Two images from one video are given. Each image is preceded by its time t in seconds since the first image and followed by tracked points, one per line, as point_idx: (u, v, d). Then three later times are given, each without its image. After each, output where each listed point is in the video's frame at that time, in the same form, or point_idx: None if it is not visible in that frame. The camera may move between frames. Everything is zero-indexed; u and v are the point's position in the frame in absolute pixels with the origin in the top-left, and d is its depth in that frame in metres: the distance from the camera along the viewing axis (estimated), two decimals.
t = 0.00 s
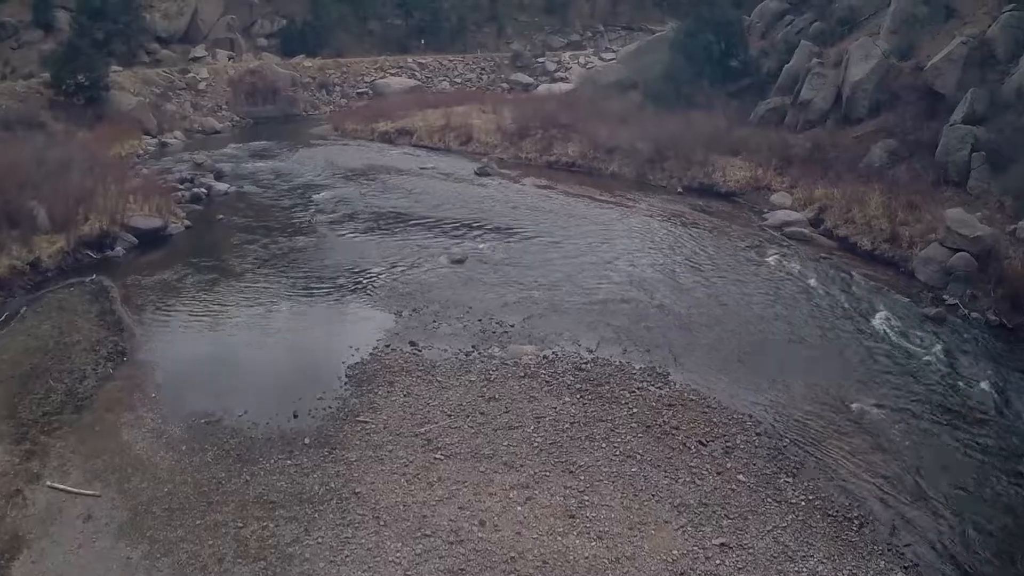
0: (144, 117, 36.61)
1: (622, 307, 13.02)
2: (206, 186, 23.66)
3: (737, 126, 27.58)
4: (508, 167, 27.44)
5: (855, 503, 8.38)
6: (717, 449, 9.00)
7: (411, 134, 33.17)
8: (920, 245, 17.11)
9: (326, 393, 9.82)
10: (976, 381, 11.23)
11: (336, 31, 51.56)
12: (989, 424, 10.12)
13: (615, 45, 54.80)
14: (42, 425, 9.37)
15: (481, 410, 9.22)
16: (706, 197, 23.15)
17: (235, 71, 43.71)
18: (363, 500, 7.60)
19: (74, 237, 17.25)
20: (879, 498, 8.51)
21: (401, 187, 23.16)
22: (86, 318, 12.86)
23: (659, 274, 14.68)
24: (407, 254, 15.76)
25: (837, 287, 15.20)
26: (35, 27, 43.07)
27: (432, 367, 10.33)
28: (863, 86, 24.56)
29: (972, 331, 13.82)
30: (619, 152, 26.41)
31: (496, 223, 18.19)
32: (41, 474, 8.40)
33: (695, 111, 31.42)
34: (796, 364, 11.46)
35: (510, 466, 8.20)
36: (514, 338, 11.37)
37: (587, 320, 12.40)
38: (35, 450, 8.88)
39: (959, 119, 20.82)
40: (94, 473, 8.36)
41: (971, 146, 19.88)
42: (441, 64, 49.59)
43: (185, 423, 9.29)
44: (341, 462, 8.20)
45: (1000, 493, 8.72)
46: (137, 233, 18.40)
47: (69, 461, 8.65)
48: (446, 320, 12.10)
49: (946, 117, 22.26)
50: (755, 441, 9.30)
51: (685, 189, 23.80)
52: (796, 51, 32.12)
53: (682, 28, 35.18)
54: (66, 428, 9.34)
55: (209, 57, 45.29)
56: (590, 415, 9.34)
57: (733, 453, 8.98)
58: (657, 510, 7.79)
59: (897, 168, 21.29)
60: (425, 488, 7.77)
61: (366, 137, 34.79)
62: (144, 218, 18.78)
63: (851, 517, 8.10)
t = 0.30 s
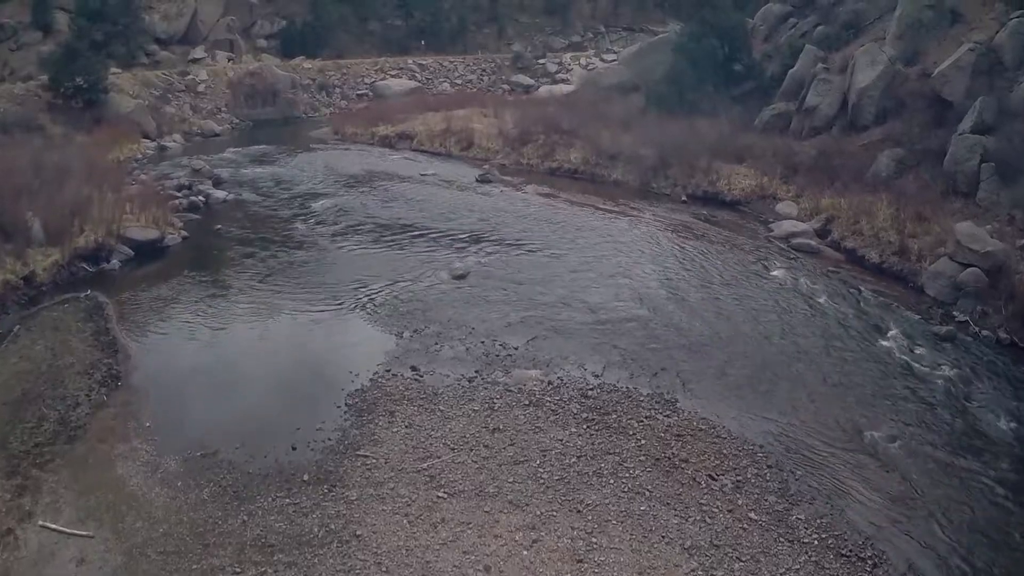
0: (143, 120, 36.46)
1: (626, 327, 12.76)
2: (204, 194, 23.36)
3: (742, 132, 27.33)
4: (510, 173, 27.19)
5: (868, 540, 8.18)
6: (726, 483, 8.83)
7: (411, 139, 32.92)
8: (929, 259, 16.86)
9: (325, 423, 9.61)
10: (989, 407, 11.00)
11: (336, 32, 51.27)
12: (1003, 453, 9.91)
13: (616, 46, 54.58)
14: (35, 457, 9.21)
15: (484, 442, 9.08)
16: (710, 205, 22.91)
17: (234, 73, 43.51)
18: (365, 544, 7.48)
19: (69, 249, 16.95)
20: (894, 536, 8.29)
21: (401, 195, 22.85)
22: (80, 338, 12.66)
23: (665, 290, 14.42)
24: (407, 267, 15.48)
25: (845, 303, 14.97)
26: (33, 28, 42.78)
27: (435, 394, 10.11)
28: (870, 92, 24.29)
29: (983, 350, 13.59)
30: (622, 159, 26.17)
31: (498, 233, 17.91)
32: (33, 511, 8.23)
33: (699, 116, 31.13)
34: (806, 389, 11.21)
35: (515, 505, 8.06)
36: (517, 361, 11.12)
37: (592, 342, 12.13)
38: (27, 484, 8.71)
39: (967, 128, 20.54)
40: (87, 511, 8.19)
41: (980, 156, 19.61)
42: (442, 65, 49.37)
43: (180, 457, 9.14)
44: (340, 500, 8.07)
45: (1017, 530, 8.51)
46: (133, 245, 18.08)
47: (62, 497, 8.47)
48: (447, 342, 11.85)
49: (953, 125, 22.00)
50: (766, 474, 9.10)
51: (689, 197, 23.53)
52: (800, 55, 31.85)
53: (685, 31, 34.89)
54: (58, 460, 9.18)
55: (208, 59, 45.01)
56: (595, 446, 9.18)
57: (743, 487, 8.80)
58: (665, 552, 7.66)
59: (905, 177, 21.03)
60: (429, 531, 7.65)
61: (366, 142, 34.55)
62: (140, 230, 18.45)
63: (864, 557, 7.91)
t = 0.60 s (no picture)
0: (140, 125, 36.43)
1: (631, 347, 12.50)
2: (202, 202, 23.03)
3: (745, 138, 27.08)
4: (511, 180, 26.92)
5: None
6: (734, 518, 8.62)
7: (411, 143, 32.63)
8: (938, 273, 16.64)
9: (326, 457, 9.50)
10: (1001, 432, 10.79)
11: (336, 33, 50.97)
12: (1018, 483, 9.67)
13: (617, 48, 54.33)
14: (27, 491, 9.15)
15: (487, 477, 8.95)
16: (714, 214, 22.65)
17: (233, 75, 43.24)
18: None
19: (63, 265, 16.61)
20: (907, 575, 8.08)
21: (400, 203, 22.55)
22: (74, 359, 12.49)
23: (671, 308, 14.15)
24: (408, 282, 15.27)
25: (852, 319, 14.74)
26: (32, 30, 42.44)
27: (436, 424, 9.93)
28: (875, 100, 24.01)
29: (995, 369, 13.33)
30: (624, 166, 25.90)
31: (500, 245, 17.70)
32: (25, 551, 8.17)
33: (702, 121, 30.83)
34: (816, 414, 10.95)
35: (517, 547, 7.97)
36: (520, 387, 10.89)
37: (597, 365, 11.85)
38: (18, 521, 8.63)
39: (974, 137, 20.25)
40: (79, 552, 8.15)
41: (988, 166, 19.34)
42: (442, 66, 49.13)
43: (174, 491, 9.06)
44: (339, 542, 8.03)
45: None
46: (129, 258, 17.68)
47: (53, 536, 8.40)
48: (448, 365, 11.62)
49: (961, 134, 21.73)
50: (775, 507, 8.88)
51: (693, 206, 23.26)
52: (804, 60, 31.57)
53: (688, 34, 34.61)
54: (50, 493, 9.13)
55: (207, 61, 44.71)
56: (600, 480, 9.03)
57: (752, 523, 8.57)
58: None
59: (912, 188, 20.76)
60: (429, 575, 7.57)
61: (366, 146, 34.26)
62: (136, 242, 18.04)
63: None
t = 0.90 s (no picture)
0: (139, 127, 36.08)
1: (635, 370, 12.24)
2: (199, 211, 22.77)
3: (749, 145, 26.84)
4: (512, 187, 26.68)
5: None
6: (741, 558, 8.38)
7: (411, 148, 32.40)
8: (946, 288, 16.40)
9: (326, 481, 9.48)
10: (1015, 461, 10.52)
11: (336, 34, 50.69)
12: None
13: (618, 49, 54.08)
14: (17, 526, 8.95)
15: (488, 514, 8.74)
16: (717, 224, 22.39)
17: (232, 77, 42.98)
18: None
19: (56, 279, 16.32)
20: None
21: (400, 212, 22.28)
22: (66, 382, 12.22)
23: (678, 327, 13.87)
24: (408, 298, 15.07)
25: (860, 337, 14.48)
26: (31, 32, 42.19)
27: (436, 455, 9.74)
28: (881, 107, 23.72)
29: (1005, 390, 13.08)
30: (626, 173, 25.65)
31: (500, 257, 17.52)
32: None
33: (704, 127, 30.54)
34: (824, 441, 10.72)
35: None
36: (522, 415, 10.64)
37: (601, 390, 11.59)
38: (8, 559, 8.44)
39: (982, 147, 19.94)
40: None
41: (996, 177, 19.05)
42: (442, 68, 48.89)
43: (169, 529, 8.85)
44: None
45: None
46: (123, 272, 17.33)
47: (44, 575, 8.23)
48: (448, 391, 11.38)
49: (968, 143, 21.44)
50: (783, 545, 8.65)
51: (696, 215, 23.01)
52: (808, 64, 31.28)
53: (690, 38, 34.32)
54: (41, 529, 8.93)
55: (207, 62, 44.48)
56: (604, 515, 8.81)
57: (760, 563, 8.33)
58: None
59: (919, 198, 20.49)
60: None
61: (365, 151, 34.03)
62: (130, 254, 17.72)
63: None
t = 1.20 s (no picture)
0: (137, 130, 35.79)
1: (640, 393, 11.95)
2: (196, 219, 22.50)
3: (753, 151, 26.57)
4: (513, 194, 26.40)
5: None
6: None
7: (412, 153, 32.15)
8: (955, 303, 16.19)
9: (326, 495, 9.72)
10: None
11: (337, 35, 50.45)
12: None
13: (619, 51, 53.87)
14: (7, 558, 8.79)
15: (488, 549, 8.61)
16: (722, 233, 22.12)
17: (232, 79, 42.75)
18: None
19: (50, 292, 15.99)
20: None
21: (400, 221, 21.98)
22: (58, 404, 11.97)
23: (685, 345, 13.59)
24: (408, 311, 14.90)
25: (868, 355, 14.25)
26: (30, 33, 41.87)
27: (436, 487, 9.60)
28: (888, 114, 23.41)
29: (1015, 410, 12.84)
30: (629, 179, 25.36)
31: (502, 267, 17.37)
32: None
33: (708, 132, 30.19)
34: (832, 467, 10.48)
35: None
36: (524, 441, 10.45)
37: (605, 415, 11.31)
38: None
39: (990, 156, 19.64)
40: None
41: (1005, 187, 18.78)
42: (443, 69, 48.65)
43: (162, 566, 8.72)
44: None
45: None
46: (118, 284, 17.09)
47: None
48: (449, 416, 11.16)
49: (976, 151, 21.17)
50: None
51: (700, 224, 22.73)
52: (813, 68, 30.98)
53: (694, 41, 34.03)
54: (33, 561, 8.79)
55: (207, 64, 44.21)
56: (605, 550, 8.65)
57: None
58: None
59: (927, 209, 20.22)
60: None
61: (366, 155, 33.77)
62: (126, 267, 17.41)
63: None
